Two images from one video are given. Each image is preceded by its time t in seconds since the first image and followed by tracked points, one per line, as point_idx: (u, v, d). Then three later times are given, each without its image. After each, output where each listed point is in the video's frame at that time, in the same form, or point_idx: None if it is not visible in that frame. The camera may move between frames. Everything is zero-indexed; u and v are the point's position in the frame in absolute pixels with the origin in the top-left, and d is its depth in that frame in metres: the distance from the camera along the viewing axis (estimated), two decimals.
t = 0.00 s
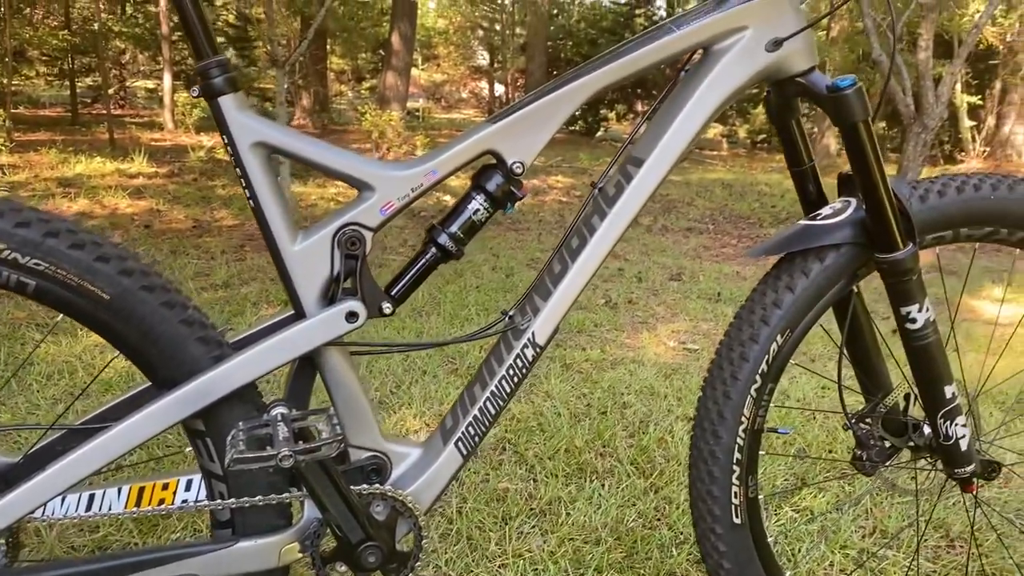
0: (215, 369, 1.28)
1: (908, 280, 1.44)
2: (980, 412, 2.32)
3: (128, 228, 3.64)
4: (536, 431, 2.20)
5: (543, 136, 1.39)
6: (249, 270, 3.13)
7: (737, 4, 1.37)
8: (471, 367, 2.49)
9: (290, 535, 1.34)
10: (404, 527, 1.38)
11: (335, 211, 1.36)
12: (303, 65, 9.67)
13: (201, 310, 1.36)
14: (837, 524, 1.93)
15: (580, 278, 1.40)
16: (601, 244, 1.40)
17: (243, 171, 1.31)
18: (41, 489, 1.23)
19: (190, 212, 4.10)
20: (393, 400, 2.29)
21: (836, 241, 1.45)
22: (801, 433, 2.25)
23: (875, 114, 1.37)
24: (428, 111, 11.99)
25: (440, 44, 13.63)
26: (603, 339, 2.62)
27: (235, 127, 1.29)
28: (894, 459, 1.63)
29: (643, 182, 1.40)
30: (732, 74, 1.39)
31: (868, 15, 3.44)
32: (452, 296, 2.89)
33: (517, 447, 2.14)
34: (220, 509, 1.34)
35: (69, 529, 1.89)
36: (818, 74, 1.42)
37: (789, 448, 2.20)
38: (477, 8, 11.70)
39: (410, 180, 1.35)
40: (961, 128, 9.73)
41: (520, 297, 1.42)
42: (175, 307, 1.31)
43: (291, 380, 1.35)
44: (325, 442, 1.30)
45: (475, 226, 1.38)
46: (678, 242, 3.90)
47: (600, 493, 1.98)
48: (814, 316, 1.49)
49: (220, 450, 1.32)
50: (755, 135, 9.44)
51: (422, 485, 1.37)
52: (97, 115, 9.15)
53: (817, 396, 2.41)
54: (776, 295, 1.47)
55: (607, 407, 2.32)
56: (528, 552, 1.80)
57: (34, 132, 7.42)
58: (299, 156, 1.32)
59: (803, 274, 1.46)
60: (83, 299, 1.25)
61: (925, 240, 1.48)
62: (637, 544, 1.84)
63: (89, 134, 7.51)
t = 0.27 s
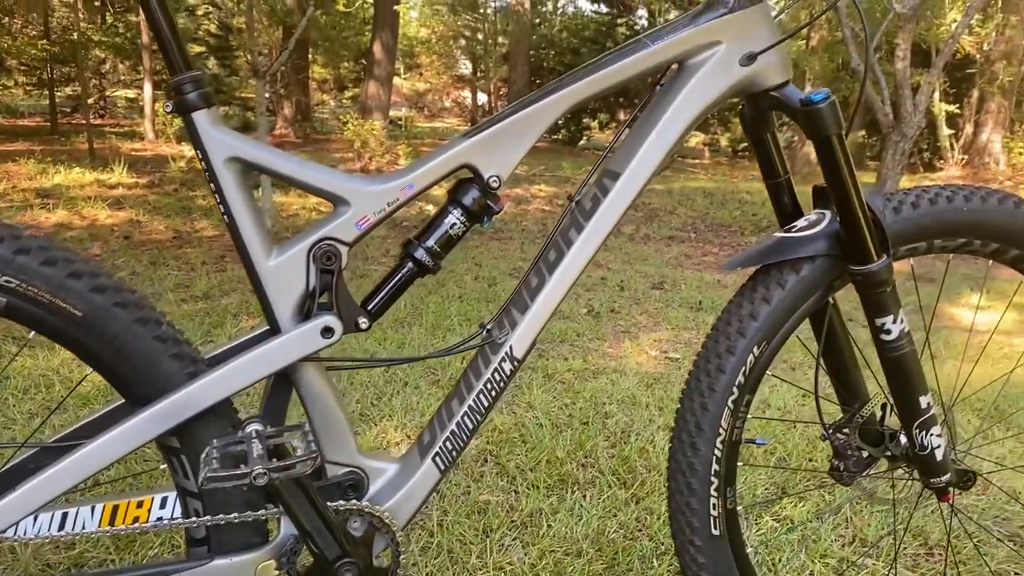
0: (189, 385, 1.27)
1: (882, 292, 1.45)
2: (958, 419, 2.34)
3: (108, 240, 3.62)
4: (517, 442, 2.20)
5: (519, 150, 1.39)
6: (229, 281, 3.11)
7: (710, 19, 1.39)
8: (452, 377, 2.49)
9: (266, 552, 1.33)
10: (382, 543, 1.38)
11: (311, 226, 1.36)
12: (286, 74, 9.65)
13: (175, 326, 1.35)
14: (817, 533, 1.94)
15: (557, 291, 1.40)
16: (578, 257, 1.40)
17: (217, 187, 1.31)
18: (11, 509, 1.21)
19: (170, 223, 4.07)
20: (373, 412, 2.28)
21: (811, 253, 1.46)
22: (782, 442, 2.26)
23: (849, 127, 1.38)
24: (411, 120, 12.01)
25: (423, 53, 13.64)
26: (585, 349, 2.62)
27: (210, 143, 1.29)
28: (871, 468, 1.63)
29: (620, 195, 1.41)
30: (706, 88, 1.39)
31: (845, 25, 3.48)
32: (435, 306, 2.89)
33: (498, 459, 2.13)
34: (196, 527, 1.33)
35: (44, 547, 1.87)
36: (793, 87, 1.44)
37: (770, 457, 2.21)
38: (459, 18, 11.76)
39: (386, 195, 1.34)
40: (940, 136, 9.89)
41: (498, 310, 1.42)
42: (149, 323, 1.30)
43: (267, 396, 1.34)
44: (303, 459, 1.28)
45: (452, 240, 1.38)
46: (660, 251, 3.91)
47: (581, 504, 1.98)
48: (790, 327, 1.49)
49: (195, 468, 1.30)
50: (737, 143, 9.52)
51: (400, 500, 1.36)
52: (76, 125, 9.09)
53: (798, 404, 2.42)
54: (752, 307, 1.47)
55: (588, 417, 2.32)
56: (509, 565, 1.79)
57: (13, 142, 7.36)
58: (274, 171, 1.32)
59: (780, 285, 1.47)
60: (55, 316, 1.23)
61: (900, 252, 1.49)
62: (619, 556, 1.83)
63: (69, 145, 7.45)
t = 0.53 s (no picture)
0: (165, 403, 1.27)
1: (857, 304, 1.46)
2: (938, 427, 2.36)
3: (88, 251, 3.59)
4: (500, 454, 2.19)
5: (497, 164, 1.39)
6: (211, 292, 3.10)
7: (686, 35, 1.40)
8: (435, 389, 2.49)
9: (244, 570, 1.33)
10: (360, 560, 1.37)
11: (288, 242, 1.35)
12: (271, 84, 9.62)
13: (151, 343, 1.34)
14: (799, 542, 1.95)
15: (536, 304, 1.39)
16: (557, 271, 1.40)
17: (193, 204, 1.30)
18: None
19: (152, 234, 4.05)
20: (355, 424, 2.27)
21: (787, 266, 1.47)
22: (764, 451, 2.27)
23: (823, 141, 1.40)
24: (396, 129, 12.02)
25: (406, 61, 13.49)
26: (568, 359, 2.63)
27: (185, 160, 1.28)
28: (849, 479, 1.65)
29: (598, 209, 1.41)
30: (683, 103, 1.40)
31: (825, 35, 3.52)
32: (418, 317, 2.89)
33: (481, 470, 2.13)
34: (172, 546, 1.32)
35: (22, 565, 1.85)
36: (767, 102, 1.45)
37: (751, 466, 2.21)
38: (442, 26, 11.81)
39: (363, 211, 1.34)
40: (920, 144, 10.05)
41: (476, 325, 1.41)
42: (124, 341, 1.29)
43: (244, 414, 1.34)
44: (279, 477, 1.28)
45: (430, 255, 1.38)
46: (643, 260, 3.93)
47: (564, 516, 1.97)
48: (767, 339, 1.50)
49: (171, 486, 1.29)
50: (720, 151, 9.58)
51: (379, 517, 1.36)
52: (58, 135, 9.03)
53: (779, 412, 2.43)
54: (729, 320, 1.48)
55: (571, 427, 2.32)
56: None
57: None
58: (250, 188, 1.31)
59: (756, 298, 1.48)
60: (29, 335, 1.22)
61: (875, 264, 1.51)
62: (601, 567, 1.82)
63: (50, 154, 7.39)
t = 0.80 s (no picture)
0: (141, 422, 1.26)
1: (834, 317, 1.47)
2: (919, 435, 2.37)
3: (70, 262, 3.58)
4: (483, 465, 2.18)
5: (475, 180, 1.39)
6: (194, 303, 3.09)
7: (661, 51, 1.40)
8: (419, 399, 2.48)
9: None
10: None
11: (265, 259, 1.35)
12: (256, 92, 9.80)
13: (128, 361, 1.34)
14: (781, 552, 1.95)
15: (515, 319, 1.39)
16: (536, 285, 1.40)
17: (169, 221, 1.30)
18: None
19: (135, 244, 4.03)
20: (338, 436, 2.27)
21: (764, 280, 1.47)
22: (747, 460, 2.28)
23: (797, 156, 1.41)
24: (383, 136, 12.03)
25: (391, 70, 13.29)
26: (552, 368, 2.63)
27: (162, 178, 1.28)
28: (828, 490, 1.65)
29: (576, 224, 1.42)
30: (659, 118, 1.41)
31: (806, 45, 3.54)
32: (402, 326, 2.89)
33: (464, 482, 2.12)
34: (149, 565, 1.31)
35: None
36: (743, 117, 1.46)
37: (734, 475, 2.22)
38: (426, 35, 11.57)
39: (341, 227, 1.34)
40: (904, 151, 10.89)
41: (455, 340, 1.41)
42: (100, 360, 1.28)
43: (221, 432, 1.33)
44: (255, 496, 1.27)
45: (408, 271, 1.37)
46: (628, 267, 3.95)
47: (547, 527, 1.96)
48: (745, 351, 1.51)
49: (148, 506, 1.29)
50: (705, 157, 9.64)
51: (357, 533, 1.36)
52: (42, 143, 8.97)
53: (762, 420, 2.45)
54: (707, 333, 1.49)
55: (555, 438, 2.32)
56: None
57: None
58: (227, 205, 1.31)
59: (734, 311, 1.49)
60: (2, 354, 1.21)
61: (851, 276, 1.52)
62: None
63: (32, 163, 7.34)
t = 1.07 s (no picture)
0: (116, 440, 1.25)
1: (811, 330, 1.48)
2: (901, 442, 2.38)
3: (52, 272, 3.56)
4: (467, 476, 2.17)
5: (452, 195, 1.38)
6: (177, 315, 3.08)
7: (638, 66, 1.41)
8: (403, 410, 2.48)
9: None
10: None
11: (241, 275, 1.35)
12: (242, 99, 9.86)
13: (102, 379, 1.33)
14: (763, 561, 1.95)
15: (493, 333, 1.39)
16: (515, 299, 1.40)
17: (144, 238, 1.29)
18: None
19: (119, 254, 4.02)
20: (321, 448, 2.26)
21: (741, 293, 1.48)
22: (730, 469, 2.28)
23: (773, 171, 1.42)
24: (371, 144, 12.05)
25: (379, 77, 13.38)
26: (536, 378, 2.63)
27: (136, 195, 1.28)
28: (807, 501, 1.66)
29: (554, 239, 1.41)
30: (636, 133, 1.42)
31: (788, 53, 3.57)
32: (387, 336, 2.89)
33: (448, 494, 2.10)
34: None
35: None
36: (719, 131, 1.47)
37: (717, 484, 2.22)
38: (412, 42, 11.86)
39: (317, 243, 1.34)
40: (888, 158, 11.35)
41: (433, 355, 1.41)
42: (74, 378, 1.27)
43: (198, 450, 1.33)
44: (230, 515, 1.28)
45: (385, 286, 1.37)
46: (614, 275, 3.97)
47: (530, 539, 1.93)
48: (724, 363, 1.52)
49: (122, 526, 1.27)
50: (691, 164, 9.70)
51: (335, 550, 1.36)
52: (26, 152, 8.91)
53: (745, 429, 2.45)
54: (686, 346, 1.49)
55: (539, 448, 2.31)
56: None
57: None
58: (202, 221, 1.30)
59: (712, 324, 1.49)
60: None
61: (828, 288, 1.53)
62: None
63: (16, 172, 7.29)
